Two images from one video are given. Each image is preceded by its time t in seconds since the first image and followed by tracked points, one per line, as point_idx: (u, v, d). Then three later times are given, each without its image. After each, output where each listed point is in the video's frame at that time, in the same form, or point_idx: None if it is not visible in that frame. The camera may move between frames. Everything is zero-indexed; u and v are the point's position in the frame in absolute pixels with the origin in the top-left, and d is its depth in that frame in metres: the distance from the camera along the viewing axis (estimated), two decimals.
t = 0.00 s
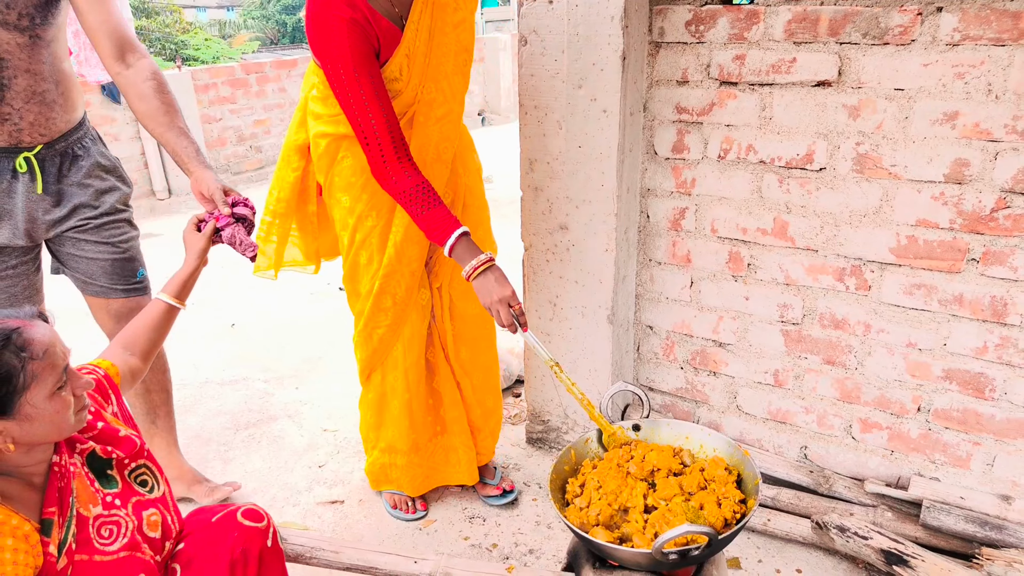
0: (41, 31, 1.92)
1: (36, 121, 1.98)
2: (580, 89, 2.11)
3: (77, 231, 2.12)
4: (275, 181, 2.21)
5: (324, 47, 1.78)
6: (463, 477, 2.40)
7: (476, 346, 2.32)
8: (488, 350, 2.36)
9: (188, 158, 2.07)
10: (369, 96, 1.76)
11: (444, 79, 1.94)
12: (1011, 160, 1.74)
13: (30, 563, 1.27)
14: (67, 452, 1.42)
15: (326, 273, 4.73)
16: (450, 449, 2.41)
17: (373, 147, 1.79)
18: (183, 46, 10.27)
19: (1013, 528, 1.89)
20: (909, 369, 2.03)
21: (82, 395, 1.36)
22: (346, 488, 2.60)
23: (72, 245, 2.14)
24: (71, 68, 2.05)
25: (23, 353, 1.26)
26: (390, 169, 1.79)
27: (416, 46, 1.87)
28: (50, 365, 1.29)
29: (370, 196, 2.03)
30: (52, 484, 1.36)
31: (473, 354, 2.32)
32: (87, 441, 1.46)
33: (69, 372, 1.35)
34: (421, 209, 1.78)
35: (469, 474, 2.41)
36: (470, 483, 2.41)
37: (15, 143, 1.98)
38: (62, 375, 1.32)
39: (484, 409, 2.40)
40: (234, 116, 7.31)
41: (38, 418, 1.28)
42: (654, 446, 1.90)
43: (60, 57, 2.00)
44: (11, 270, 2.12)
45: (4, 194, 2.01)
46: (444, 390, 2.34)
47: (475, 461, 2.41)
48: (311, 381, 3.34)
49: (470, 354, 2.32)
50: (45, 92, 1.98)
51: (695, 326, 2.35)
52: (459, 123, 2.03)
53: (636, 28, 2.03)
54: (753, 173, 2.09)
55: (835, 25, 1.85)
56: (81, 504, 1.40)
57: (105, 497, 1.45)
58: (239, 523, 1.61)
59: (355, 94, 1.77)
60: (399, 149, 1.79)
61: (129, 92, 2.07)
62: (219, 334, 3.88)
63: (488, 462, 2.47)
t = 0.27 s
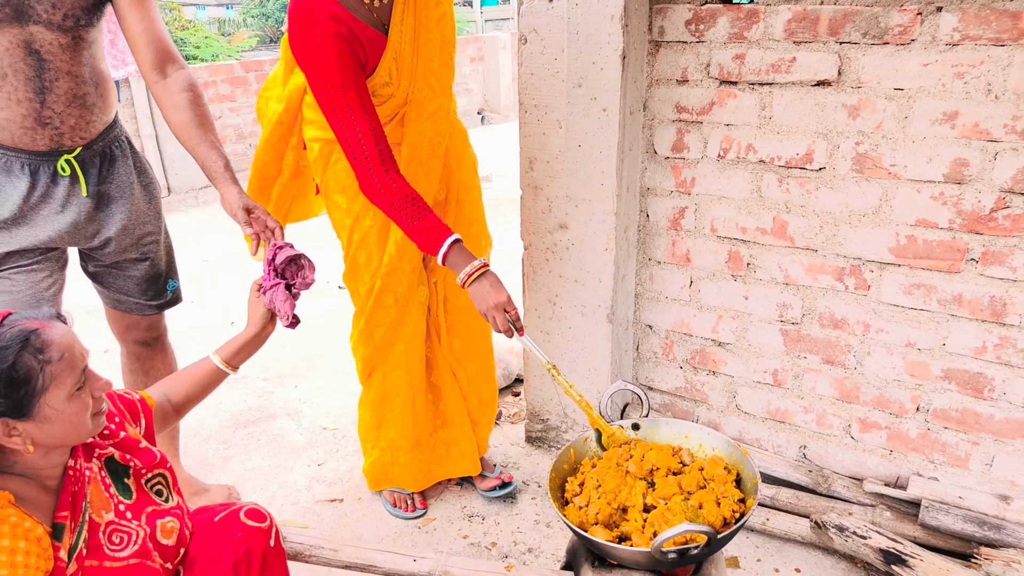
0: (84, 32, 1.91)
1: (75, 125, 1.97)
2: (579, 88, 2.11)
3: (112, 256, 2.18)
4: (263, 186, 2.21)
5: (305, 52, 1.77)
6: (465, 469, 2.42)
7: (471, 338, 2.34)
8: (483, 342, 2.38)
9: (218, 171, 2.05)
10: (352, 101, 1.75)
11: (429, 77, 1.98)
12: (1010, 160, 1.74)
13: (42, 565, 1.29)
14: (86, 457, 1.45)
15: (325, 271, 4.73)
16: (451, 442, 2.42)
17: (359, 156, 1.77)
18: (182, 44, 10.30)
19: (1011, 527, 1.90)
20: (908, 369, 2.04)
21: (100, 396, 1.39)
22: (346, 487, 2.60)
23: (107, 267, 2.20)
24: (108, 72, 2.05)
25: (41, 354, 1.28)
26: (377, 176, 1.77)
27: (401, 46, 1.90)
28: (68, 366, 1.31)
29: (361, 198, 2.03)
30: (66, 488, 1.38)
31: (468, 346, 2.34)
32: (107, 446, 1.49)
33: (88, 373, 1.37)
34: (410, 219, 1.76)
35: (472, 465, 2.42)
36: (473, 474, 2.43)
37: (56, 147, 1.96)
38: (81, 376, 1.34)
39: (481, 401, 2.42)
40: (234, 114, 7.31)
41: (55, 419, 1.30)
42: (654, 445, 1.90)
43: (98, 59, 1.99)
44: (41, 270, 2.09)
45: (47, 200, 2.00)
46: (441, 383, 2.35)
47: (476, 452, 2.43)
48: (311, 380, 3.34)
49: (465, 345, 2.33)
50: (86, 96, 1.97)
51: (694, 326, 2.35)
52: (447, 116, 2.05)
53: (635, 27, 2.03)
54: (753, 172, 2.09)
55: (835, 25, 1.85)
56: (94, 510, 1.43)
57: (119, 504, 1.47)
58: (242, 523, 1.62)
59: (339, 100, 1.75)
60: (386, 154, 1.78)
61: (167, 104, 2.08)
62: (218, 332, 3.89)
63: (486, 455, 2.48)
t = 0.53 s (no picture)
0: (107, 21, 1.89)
1: (99, 118, 1.95)
2: (580, 82, 2.10)
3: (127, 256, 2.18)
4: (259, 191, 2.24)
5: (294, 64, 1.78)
6: (464, 460, 2.43)
7: (467, 332, 2.34)
8: (478, 334, 2.38)
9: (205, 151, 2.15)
10: (339, 113, 1.76)
11: (427, 95, 1.97)
12: (1012, 155, 1.74)
13: (57, 562, 1.32)
14: (110, 454, 1.49)
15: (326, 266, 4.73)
16: (449, 435, 2.43)
17: (346, 171, 1.77)
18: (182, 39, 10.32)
19: (1012, 521, 1.90)
20: (909, 364, 2.04)
21: (125, 390, 1.42)
22: (347, 481, 2.60)
23: (120, 267, 2.19)
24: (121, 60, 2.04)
25: (70, 348, 1.31)
26: (364, 193, 1.77)
27: (392, 63, 1.91)
28: (95, 359, 1.34)
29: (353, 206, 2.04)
30: (86, 485, 1.42)
31: (463, 339, 2.34)
32: (132, 445, 1.53)
33: (114, 368, 1.40)
34: (403, 226, 1.76)
35: (471, 456, 2.44)
36: (473, 466, 2.45)
37: (79, 142, 1.92)
38: (108, 371, 1.37)
39: (477, 393, 2.43)
40: (234, 109, 7.29)
41: (84, 412, 1.34)
42: (655, 440, 1.90)
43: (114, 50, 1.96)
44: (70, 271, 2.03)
45: (73, 199, 1.95)
46: (437, 377, 2.36)
47: (474, 444, 2.44)
48: (312, 374, 3.35)
49: (460, 338, 2.33)
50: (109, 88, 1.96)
51: (695, 320, 2.35)
52: (447, 135, 2.04)
53: (637, 21, 2.02)
54: (754, 166, 2.08)
55: (837, 19, 1.84)
56: (113, 508, 1.48)
57: (140, 503, 1.52)
58: (249, 522, 1.65)
59: (324, 112, 1.76)
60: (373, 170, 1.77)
61: (172, 92, 2.18)
62: (219, 327, 3.89)
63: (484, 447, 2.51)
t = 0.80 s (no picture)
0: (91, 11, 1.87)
1: (88, 115, 1.94)
2: (576, 79, 2.10)
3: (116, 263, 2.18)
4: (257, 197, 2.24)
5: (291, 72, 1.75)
6: (460, 458, 2.44)
7: (461, 331, 2.33)
8: (473, 333, 2.37)
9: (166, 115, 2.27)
10: (336, 122, 1.73)
11: (423, 114, 1.97)
12: (1007, 149, 1.74)
13: (77, 563, 1.34)
14: (130, 457, 1.54)
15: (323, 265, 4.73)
16: (444, 434, 2.43)
17: (340, 181, 1.76)
18: (179, 38, 10.37)
19: (1008, 515, 1.91)
20: (905, 358, 2.04)
21: (150, 391, 1.43)
22: (345, 479, 2.60)
23: (112, 274, 2.18)
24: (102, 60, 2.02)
25: (101, 349, 1.32)
26: (357, 204, 1.76)
27: (389, 82, 1.91)
28: (124, 361, 1.35)
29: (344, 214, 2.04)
30: (107, 487, 1.45)
31: (458, 339, 2.33)
32: (152, 449, 1.58)
33: (139, 369, 1.41)
34: (396, 234, 1.74)
35: (466, 455, 2.44)
36: (468, 464, 2.45)
37: (67, 143, 1.91)
38: (136, 372, 1.39)
39: (472, 394, 2.43)
40: (231, 107, 7.28)
41: (114, 413, 1.35)
42: (651, 436, 1.90)
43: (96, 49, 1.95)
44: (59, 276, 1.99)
45: (61, 203, 1.93)
46: (432, 377, 2.36)
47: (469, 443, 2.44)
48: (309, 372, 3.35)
49: (455, 337, 2.33)
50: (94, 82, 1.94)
51: (692, 316, 2.35)
52: (442, 156, 2.04)
53: (632, 17, 2.02)
54: (750, 162, 2.08)
55: (832, 14, 1.84)
56: (131, 511, 1.52)
57: (156, 506, 1.56)
58: (252, 521, 1.66)
59: (319, 122, 1.73)
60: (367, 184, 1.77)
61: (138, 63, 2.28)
62: (216, 326, 3.89)
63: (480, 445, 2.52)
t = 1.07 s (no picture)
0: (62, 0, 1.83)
1: (67, 112, 1.91)
2: (573, 77, 2.10)
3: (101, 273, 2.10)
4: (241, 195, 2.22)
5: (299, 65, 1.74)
6: (457, 459, 2.43)
7: (459, 331, 2.34)
8: (470, 334, 2.38)
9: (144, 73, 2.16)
10: (342, 121, 1.73)
11: (427, 125, 1.97)
12: (1005, 146, 1.74)
13: (91, 562, 1.36)
14: (147, 458, 1.55)
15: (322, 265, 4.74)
16: (441, 435, 2.43)
17: (340, 179, 1.76)
18: (176, 39, 10.41)
19: (1008, 512, 1.91)
20: (905, 356, 2.04)
21: (173, 395, 1.44)
22: (345, 480, 2.60)
23: (97, 287, 2.10)
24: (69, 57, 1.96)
25: (128, 351, 1.33)
26: (355, 204, 1.77)
27: (394, 88, 1.91)
28: (150, 364, 1.36)
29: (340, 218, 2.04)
30: (124, 488, 1.47)
31: (456, 339, 2.34)
32: (168, 452, 1.59)
33: (164, 372, 1.42)
34: (393, 236, 1.75)
35: (462, 457, 2.44)
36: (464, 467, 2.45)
37: (49, 144, 1.87)
38: (161, 374, 1.39)
39: (469, 394, 2.44)
40: (229, 108, 7.27)
41: (136, 415, 1.36)
42: (651, 435, 1.90)
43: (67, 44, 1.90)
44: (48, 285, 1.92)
45: (46, 208, 1.87)
46: (430, 378, 2.35)
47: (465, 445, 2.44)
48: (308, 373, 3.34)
49: (453, 337, 2.33)
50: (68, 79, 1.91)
51: (691, 315, 2.35)
52: (443, 166, 2.04)
53: (629, 15, 2.02)
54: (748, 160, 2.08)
55: (829, 11, 1.84)
56: (145, 513, 1.53)
57: (171, 508, 1.58)
58: (257, 522, 1.67)
59: (325, 118, 1.73)
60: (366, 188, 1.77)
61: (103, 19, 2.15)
62: (215, 327, 3.89)
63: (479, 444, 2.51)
